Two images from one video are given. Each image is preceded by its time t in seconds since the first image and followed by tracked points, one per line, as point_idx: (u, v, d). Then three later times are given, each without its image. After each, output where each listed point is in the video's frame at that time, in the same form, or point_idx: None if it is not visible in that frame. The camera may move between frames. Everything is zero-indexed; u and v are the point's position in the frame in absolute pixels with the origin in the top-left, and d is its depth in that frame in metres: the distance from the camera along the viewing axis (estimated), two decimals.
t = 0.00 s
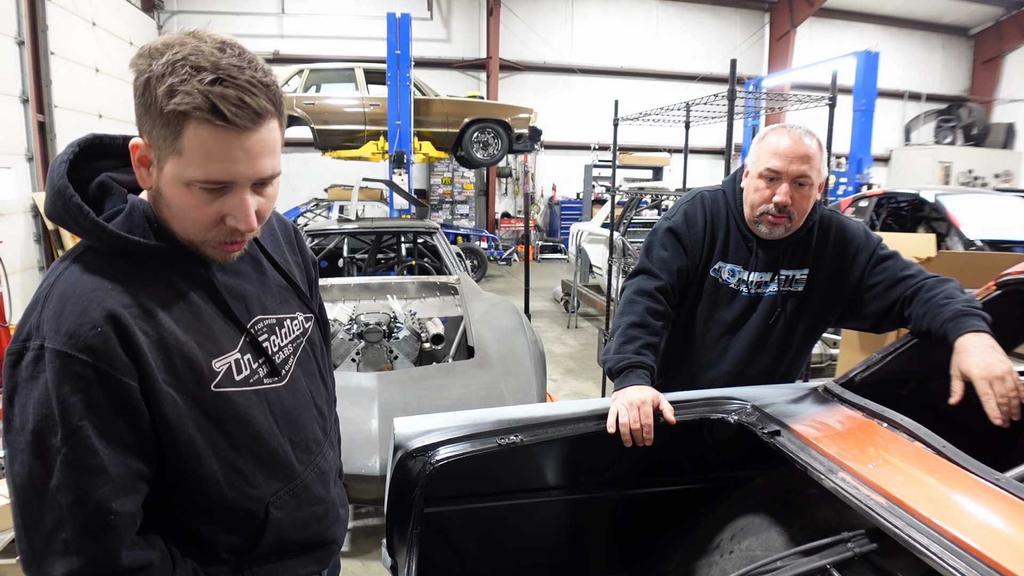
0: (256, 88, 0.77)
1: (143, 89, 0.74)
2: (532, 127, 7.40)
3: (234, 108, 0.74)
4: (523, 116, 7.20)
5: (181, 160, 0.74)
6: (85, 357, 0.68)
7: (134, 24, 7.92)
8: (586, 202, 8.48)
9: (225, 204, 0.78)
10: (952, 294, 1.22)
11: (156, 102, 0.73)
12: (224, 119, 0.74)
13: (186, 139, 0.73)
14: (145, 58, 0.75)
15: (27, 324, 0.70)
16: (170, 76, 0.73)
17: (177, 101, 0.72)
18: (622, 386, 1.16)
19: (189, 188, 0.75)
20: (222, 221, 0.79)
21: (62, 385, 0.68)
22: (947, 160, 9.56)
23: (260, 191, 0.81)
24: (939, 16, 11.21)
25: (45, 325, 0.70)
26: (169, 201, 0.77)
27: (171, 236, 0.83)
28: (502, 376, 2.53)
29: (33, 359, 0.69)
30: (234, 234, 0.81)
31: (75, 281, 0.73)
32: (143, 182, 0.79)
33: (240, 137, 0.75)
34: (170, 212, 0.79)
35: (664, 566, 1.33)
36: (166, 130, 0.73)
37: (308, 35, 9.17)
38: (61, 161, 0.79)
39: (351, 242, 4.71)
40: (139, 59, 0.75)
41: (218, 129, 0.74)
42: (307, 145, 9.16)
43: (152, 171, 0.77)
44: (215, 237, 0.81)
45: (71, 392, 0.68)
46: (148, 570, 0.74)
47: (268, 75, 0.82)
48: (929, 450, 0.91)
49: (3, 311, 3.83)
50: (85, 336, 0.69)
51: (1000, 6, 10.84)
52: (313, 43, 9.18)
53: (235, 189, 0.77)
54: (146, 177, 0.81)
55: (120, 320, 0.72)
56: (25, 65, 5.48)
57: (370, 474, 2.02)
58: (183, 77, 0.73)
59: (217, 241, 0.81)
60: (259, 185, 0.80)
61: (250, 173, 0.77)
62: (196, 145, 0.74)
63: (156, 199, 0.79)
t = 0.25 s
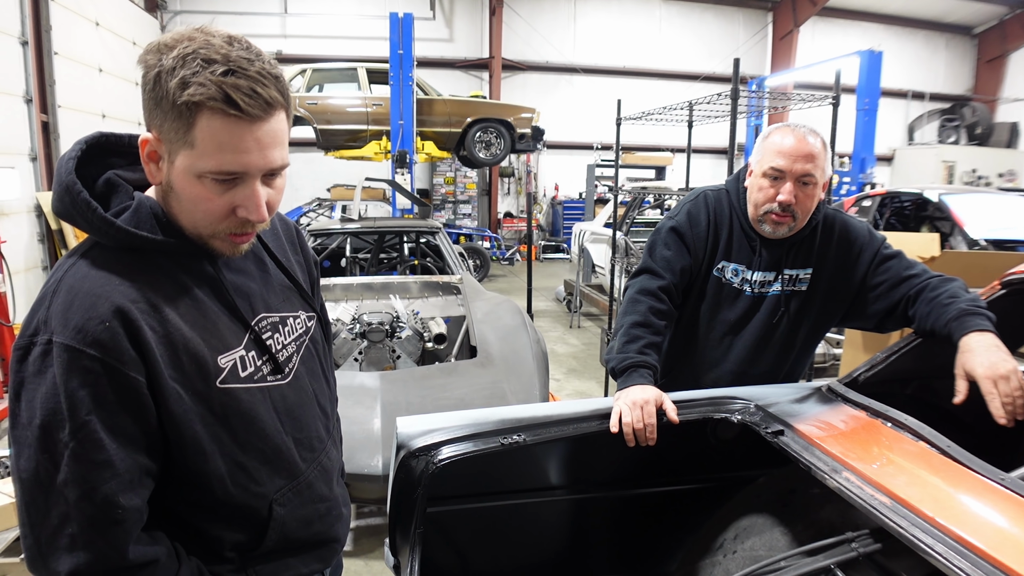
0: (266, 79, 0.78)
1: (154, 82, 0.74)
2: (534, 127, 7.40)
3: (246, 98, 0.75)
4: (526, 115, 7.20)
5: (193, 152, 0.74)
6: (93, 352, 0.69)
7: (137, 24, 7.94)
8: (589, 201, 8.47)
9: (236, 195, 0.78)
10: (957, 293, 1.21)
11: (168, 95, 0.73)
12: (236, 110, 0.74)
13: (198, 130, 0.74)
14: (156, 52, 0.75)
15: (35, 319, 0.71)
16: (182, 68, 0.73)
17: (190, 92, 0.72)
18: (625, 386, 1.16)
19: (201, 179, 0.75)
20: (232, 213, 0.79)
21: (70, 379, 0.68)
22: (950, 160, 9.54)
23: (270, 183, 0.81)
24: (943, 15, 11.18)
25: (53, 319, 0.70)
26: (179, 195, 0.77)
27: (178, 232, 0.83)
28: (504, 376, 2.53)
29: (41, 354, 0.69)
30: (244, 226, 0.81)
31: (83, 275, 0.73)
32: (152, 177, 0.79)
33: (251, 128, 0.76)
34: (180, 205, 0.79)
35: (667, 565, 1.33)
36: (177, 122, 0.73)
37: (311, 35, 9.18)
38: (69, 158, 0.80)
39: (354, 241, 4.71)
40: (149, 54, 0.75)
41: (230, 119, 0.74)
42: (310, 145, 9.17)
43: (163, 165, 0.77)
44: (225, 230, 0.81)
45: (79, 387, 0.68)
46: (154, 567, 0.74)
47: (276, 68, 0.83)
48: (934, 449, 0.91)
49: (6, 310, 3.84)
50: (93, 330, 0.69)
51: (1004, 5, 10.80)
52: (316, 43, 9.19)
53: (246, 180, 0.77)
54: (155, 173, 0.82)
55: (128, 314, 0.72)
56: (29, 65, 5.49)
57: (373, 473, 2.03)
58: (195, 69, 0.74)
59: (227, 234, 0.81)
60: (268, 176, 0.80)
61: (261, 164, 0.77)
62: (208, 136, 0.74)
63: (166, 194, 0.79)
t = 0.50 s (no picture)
0: (273, 77, 0.78)
1: (162, 81, 0.74)
2: (536, 126, 7.40)
3: (254, 96, 0.75)
4: (527, 115, 7.21)
5: (201, 151, 0.75)
6: (102, 347, 0.69)
7: (139, 23, 7.95)
8: (591, 201, 8.47)
9: (243, 192, 0.78)
10: (959, 293, 1.21)
11: (176, 94, 0.73)
12: (245, 109, 0.75)
13: (206, 127, 0.74)
14: (165, 51, 0.76)
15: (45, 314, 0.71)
16: (190, 67, 0.74)
17: (199, 91, 0.73)
18: (628, 385, 1.16)
19: (210, 177, 0.76)
20: (241, 210, 0.79)
21: (79, 374, 0.68)
22: (953, 159, 9.52)
23: (277, 180, 0.81)
24: (945, 15, 11.15)
25: (63, 314, 0.70)
26: (187, 193, 0.78)
27: (185, 230, 0.84)
28: (506, 376, 2.54)
29: (50, 348, 0.70)
30: (252, 223, 0.82)
31: (92, 272, 0.74)
32: (160, 176, 0.80)
33: (259, 125, 0.76)
34: (188, 203, 0.79)
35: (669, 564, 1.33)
36: (186, 121, 0.74)
37: (313, 35, 9.19)
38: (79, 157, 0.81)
39: (355, 241, 4.72)
40: (157, 54, 0.76)
41: (238, 117, 0.74)
42: (312, 145, 9.18)
43: (171, 164, 0.77)
44: (233, 227, 0.81)
45: (89, 381, 0.68)
46: (162, 562, 0.75)
47: (283, 67, 0.83)
48: (935, 449, 0.91)
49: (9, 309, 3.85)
50: (103, 325, 0.70)
51: (1007, 4, 10.78)
52: (317, 42, 9.20)
53: (253, 177, 0.78)
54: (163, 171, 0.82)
55: (137, 310, 0.73)
56: (31, 64, 5.51)
57: (375, 473, 2.03)
58: (203, 68, 0.74)
59: (235, 231, 0.82)
60: (276, 174, 0.81)
61: (268, 161, 0.78)
62: (217, 134, 0.74)
63: (174, 192, 0.79)
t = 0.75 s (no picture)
0: (283, 76, 0.79)
1: (173, 82, 0.75)
2: (539, 127, 7.41)
3: (266, 95, 0.76)
4: (530, 115, 7.21)
5: (214, 151, 0.76)
6: (115, 346, 0.70)
7: (142, 24, 7.97)
8: (593, 201, 8.48)
9: (256, 191, 0.79)
10: (962, 293, 1.22)
11: (188, 96, 0.74)
12: (257, 109, 0.76)
13: (219, 127, 0.75)
14: (175, 53, 0.76)
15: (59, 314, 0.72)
16: (202, 69, 0.74)
17: (211, 92, 0.74)
18: (632, 385, 1.17)
19: (223, 177, 0.77)
20: (253, 208, 0.80)
21: (92, 372, 0.69)
22: (956, 159, 9.50)
23: (288, 178, 0.82)
24: (948, 15, 11.14)
25: (76, 313, 0.71)
26: (200, 193, 0.79)
27: (197, 230, 0.85)
28: (510, 375, 2.54)
29: (63, 346, 0.70)
30: (264, 220, 0.83)
31: (104, 271, 0.75)
32: (172, 176, 0.81)
33: (271, 124, 0.77)
34: (201, 203, 0.80)
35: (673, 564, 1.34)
36: (198, 121, 0.75)
37: (315, 35, 9.21)
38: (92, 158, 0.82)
39: (358, 241, 4.73)
40: (167, 57, 0.77)
41: (251, 116, 0.75)
42: (314, 145, 9.20)
43: (183, 164, 0.78)
44: (245, 226, 0.82)
45: (102, 380, 0.69)
46: (172, 559, 0.76)
47: (291, 66, 0.84)
48: (939, 448, 0.92)
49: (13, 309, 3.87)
50: (115, 324, 0.71)
51: (1010, 3, 10.76)
52: (320, 43, 9.22)
53: (266, 175, 0.79)
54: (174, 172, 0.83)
55: (150, 309, 0.74)
56: (34, 65, 5.53)
57: (379, 472, 2.04)
58: (214, 69, 0.75)
59: (248, 229, 0.83)
60: (287, 172, 0.82)
61: (280, 159, 0.79)
62: (230, 134, 0.75)
63: (186, 192, 0.80)
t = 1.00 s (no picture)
0: (285, 70, 0.80)
1: (176, 81, 0.76)
2: (540, 127, 7.42)
3: (269, 89, 0.77)
4: (531, 116, 7.22)
5: (220, 145, 0.76)
6: (122, 343, 0.71)
7: (144, 25, 7.99)
8: (594, 202, 8.48)
9: (262, 184, 0.80)
10: (962, 294, 1.22)
11: (191, 93, 0.75)
12: (261, 103, 0.77)
13: (224, 123, 0.76)
14: (176, 53, 0.77)
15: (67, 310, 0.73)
16: (204, 65, 0.75)
17: (214, 87, 0.74)
18: (633, 385, 1.18)
19: (229, 172, 0.78)
20: (259, 202, 0.81)
21: (100, 368, 0.70)
22: (956, 160, 9.52)
23: (293, 171, 0.83)
24: (948, 15, 11.14)
25: (84, 310, 0.72)
26: (206, 189, 0.79)
27: (203, 228, 0.86)
28: (511, 375, 2.55)
29: (71, 343, 0.71)
30: (271, 215, 0.83)
31: (112, 268, 0.75)
32: (178, 174, 0.81)
33: (274, 117, 0.78)
34: (207, 198, 0.80)
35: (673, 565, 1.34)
36: (202, 116, 0.75)
37: (317, 35, 9.22)
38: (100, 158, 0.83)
39: (360, 241, 4.73)
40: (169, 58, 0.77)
41: (255, 110, 0.76)
42: (315, 145, 9.21)
43: (189, 161, 0.79)
44: (252, 220, 0.83)
45: (109, 376, 0.70)
46: (176, 555, 0.76)
47: (291, 61, 0.85)
48: (939, 448, 0.92)
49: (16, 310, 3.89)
50: (123, 320, 0.71)
51: (1011, 4, 10.75)
52: (321, 43, 9.23)
53: (271, 169, 0.79)
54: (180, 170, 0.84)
55: (157, 306, 0.74)
56: (36, 66, 5.55)
57: (381, 472, 2.05)
58: (216, 65, 0.75)
59: (255, 224, 0.83)
60: (292, 165, 0.82)
61: (284, 152, 0.80)
62: (235, 128, 0.76)
63: (192, 189, 0.81)
